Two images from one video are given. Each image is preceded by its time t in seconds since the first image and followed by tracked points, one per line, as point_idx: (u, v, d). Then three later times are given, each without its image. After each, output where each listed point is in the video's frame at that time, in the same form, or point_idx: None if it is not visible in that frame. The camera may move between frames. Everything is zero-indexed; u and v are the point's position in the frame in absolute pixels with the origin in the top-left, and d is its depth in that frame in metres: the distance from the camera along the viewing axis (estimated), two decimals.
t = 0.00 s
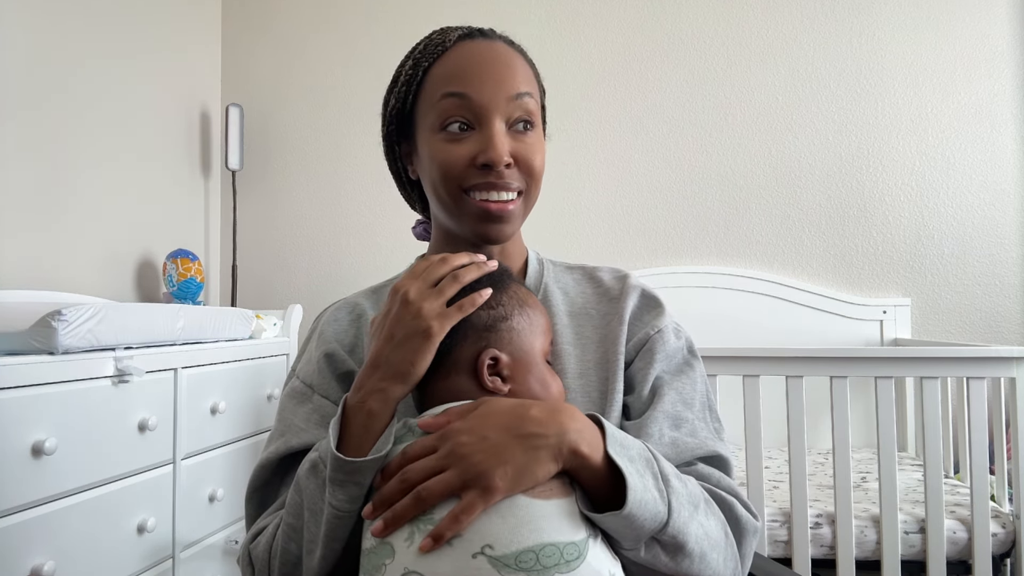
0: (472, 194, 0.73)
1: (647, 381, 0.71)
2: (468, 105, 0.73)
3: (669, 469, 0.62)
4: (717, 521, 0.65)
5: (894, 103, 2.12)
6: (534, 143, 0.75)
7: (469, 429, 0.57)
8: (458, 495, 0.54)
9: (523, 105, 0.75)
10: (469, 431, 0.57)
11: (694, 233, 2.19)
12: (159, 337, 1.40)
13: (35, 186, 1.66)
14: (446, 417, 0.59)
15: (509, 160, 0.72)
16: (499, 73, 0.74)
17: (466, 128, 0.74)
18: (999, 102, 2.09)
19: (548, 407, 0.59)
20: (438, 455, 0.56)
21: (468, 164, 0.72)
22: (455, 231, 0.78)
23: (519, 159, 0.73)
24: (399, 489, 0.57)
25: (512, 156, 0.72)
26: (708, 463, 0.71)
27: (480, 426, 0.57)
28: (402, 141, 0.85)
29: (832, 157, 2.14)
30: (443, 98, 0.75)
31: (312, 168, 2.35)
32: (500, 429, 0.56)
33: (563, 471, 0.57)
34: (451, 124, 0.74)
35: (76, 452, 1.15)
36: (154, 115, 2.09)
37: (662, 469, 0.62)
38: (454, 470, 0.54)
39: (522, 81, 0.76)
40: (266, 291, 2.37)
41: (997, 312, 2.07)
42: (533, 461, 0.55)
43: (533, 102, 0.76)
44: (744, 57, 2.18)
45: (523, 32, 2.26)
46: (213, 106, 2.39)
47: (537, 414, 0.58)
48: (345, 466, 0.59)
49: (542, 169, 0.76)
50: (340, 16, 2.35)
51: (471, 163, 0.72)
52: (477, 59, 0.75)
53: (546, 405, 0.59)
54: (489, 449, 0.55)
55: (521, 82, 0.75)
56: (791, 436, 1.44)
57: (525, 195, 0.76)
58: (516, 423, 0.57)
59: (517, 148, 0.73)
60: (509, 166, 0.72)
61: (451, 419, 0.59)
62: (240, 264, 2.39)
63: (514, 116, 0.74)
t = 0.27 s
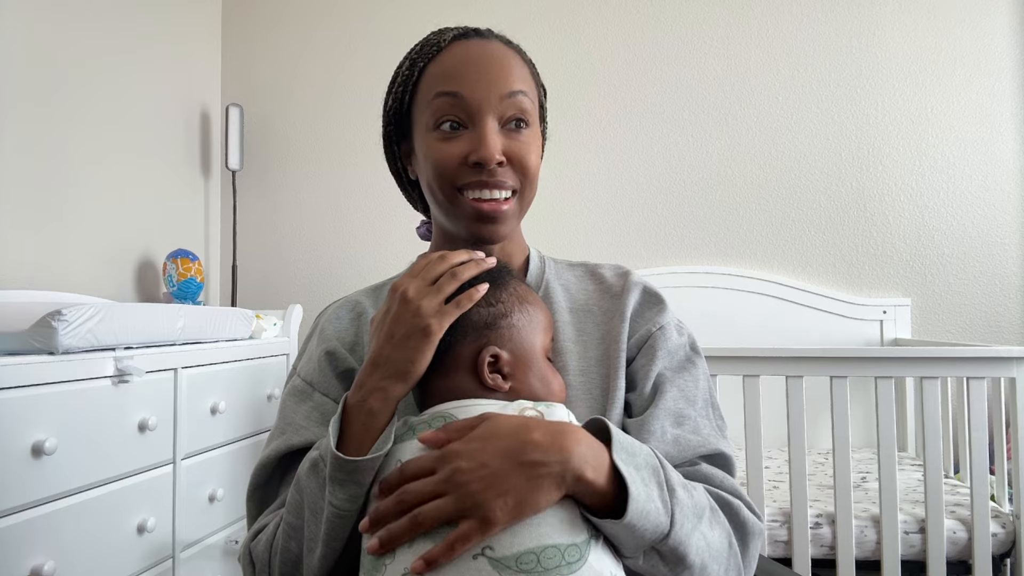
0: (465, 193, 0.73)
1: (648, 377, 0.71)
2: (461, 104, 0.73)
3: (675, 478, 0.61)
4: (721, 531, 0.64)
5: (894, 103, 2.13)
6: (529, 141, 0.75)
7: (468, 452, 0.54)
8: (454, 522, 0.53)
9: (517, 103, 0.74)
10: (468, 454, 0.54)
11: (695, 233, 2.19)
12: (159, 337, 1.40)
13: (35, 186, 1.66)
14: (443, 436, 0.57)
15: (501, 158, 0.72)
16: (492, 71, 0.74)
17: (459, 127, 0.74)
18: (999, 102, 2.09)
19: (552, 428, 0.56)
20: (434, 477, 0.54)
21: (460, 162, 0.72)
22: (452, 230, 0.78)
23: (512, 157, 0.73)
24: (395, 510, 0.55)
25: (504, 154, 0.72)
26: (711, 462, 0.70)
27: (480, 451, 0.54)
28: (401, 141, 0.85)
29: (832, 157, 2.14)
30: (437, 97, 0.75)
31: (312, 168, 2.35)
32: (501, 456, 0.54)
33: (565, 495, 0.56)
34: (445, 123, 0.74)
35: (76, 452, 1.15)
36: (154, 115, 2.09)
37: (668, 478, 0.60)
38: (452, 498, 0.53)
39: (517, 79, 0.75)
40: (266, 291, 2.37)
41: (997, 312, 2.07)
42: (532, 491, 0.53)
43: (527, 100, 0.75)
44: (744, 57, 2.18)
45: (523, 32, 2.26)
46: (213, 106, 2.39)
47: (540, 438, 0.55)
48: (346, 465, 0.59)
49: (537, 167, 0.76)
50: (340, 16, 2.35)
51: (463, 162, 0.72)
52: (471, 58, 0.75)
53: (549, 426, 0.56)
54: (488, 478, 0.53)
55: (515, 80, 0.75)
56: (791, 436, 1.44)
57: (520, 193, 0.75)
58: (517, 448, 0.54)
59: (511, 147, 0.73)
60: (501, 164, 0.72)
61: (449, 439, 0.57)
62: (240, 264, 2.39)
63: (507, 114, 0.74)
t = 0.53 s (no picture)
0: (474, 194, 0.74)
1: (650, 375, 0.71)
2: (469, 105, 0.73)
3: (674, 491, 0.60)
4: (722, 543, 0.63)
5: (894, 103, 2.12)
6: (536, 142, 0.75)
7: (460, 486, 0.53)
8: (447, 556, 0.53)
9: (524, 104, 0.74)
10: (460, 488, 0.53)
11: (695, 233, 2.19)
12: (159, 336, 1.40)
13: (35, 186, 1.66)
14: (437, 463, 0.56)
15: (510, 159, 0.72)
16: (499, 72, 0.74)
17: (467, 128, 0.74)
18: (999, 102, 2.09)
19: (546, 459, 0.55)
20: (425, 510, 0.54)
21: (469, 164, 0.72)
22: (459, 232, 0.79)
23: (520, 158, 0.73)
24: (387, 538, 0.55)
25: (512, 155, 0.72)
26: (716, 461, 0.69)
27: (472, 485, 0.53)
28: (407, 143, 0.85)
29: (832, 158, 2.14)
30: (444, 98, 0.75)
31: (312, 168, 2.35)
32: (493, 491, 0.53)
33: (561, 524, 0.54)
34: (452, 125, 0.74)
35: (76, 452, 1.15)
36: (154, 115, 2.09)
37: (666, 491, 0.60)
38: (443, 533, 0.52)
39: (523, 79, 0.75)
40: (266, 290, 2.37)
41: (998, 312, 2.07)
42: (527, 527, 0.52)
43: (534, 101, 0.75)
44: (744, 57, 2.18)
45: (523, 32, 2.26)
46: (213, 106, 2.39)
47: (534, 471, 0.54)
48: (345, 461, 0.59)
49: (544, 168, 0.76)
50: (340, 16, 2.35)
51: (472, 163, 0.72)
52: (478, 59, 0.75)
53: (543, 457, 0.55)
54: (481, 513, 0.53)
55: (521, 81, 0.75)
56: (791, 437, 1.44)
57: (528, 194, 0.76)
58: (510, 482, 0.53)
59: (519, 147, 0.73)
60: (510, 165, 0.72)
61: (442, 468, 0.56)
62: (240, 264, 2.39)
63: (514, 115, 0.74)
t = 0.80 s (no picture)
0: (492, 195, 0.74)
1: (652, 377, 0.71)
2: (488, 106, 0.74)
3: (669, 498, 0.59)
4: (720, 549, 0.63)
5: (894, 103, 2.13)
6: (551, 145, 0.76)
7: (448, 490, 0.53)
8: (436, 560, 0.53)
9: (541, 106, 0.75)
10: (447, 493, 0.53)
11: (695, 233, 2.19)
12: (159, 337, 1.40)
13: (35, 186, 1.66)
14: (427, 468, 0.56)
15: (529, 161, 0.72)
16: (518, 73, 0.74)
17: (485, 129, 0.74)
18: (999, 102, 2.09)
19: (534, 463, 0.54)
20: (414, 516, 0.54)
21: (488, 165, 0.72)
22: (471, 233, 0.78)
23: (538, 160, 0.74)
24: (378, 543, 0.55)
25: (531, 156, 0.73)
26: (719, 464, 0.69)
27: (460, 489, 0.53)
28: (418, 142, 0.84)
29: (832, 158, 2.14)
30: (462, 99, 0.75)
31: (312, 168, 2.35)
32: (481, 495, 0.53)
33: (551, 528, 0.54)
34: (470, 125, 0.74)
35: (76, 452, 1.15)
36: (154, 115, 2.09)
37: (661, 497, 0.59)
38: (431, 538, 0.53)
39: (540, 82, 0.76)
40: (266, 290, 2.37)
41: (998, 312, 2.07)
42: (515, 532, 0.52)
43: (550, 104, 0.76)
44: (744, 57, 2.18)
45: (523, 32, 2.26)
46: (213, 106, 2.39)
47: (521, 474, 0.54)
48: (342, 461, 0.59)
49: (558, 171, 0.77)
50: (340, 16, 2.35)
51: (491, 164, 0.72)
52: (496, 60, 0.75)
53: (530, 460, 0.55)
54: (468, 518, 0.53)
55: (538, 83, 0.75)
56: (791, 437, 1.44)
57: (542, 196, 0.76)
58: (498, 485, 0.53)
59: (536, 149, 0.74)
60: (529, 167, 0.73)
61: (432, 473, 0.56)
62: (241, 264, 2.39)
63: (532, 118, 0.74)
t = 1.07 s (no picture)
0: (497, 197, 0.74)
1: (654, 379, 0.71)
2: (497, 107, 0.73)
3: (662, 499, 0.59)
4: (714, 551, 0.62)
5: (894, 103, 2.12)
6: (559, 148, 0.75)
7: (435, 485, 0.54)
8: (424, 555, 0.53)
9: (551, 109, 0.75)
10: (435, 488, 0.54)
11: (695, 232, 2.19)
12: (159, 336, 1.40)
13: (36, 186, 1.66)
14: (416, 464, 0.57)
15: (535, 164, 0.72)
16: (529, 75, 0.74)
17: (494, 130, 0.74)
18: (999, 101, 2.09)
19: (519, 458, 0.55)
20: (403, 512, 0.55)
21: (494, 166, 0.72)
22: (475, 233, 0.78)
23: (544, 163, 0.74)
24: (368, 541, 0.55)
25: (537, 159, 0.73)
26: (721, 467, 0.69)
27: (447, 484, 0.54)
28: (428, 139, 0.84)
29: (833, 157, 2.14)
30: (472, 98, 0.75)
31: (312, 168, 2.35)
32: (466, 490, 0.53)
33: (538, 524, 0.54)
34: (479, 125, 0.74)
35: (76, 452, 1.15)
36: (154, 115, 2.09)
37: (654, 499, 0.59)
38: (418, 533, 0.53)
39: (551, 84, 0.76)
40: (266, 290, 2.37)
41: (998, 312, 2.07)
42: (500, 526, 0.52)
43: (559, 108, 0.76)
44: (744, 57, 2.18)
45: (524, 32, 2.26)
46: (213, 106, 2.39)
47: (506, 469, 0.54)
48: (339, 461, 0.59)
49: (565, 174, 0.76)
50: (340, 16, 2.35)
51: (497, 165, 0.72)
52: (508, 61, 0.74)
53: (517, 456, 0.55)
54: (454, 513, 0.53)
55: (549, 86, 0.75)
56: (791, 437, 1.44)
57: (548, 199, 0.76)
58: (483, 481, 0.53)
59: (544, 152, 0.74)
60: (535, 169, 0.73)
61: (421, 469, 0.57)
62: (241, 264, 2.39)
63: (541, 120, 0.74)
